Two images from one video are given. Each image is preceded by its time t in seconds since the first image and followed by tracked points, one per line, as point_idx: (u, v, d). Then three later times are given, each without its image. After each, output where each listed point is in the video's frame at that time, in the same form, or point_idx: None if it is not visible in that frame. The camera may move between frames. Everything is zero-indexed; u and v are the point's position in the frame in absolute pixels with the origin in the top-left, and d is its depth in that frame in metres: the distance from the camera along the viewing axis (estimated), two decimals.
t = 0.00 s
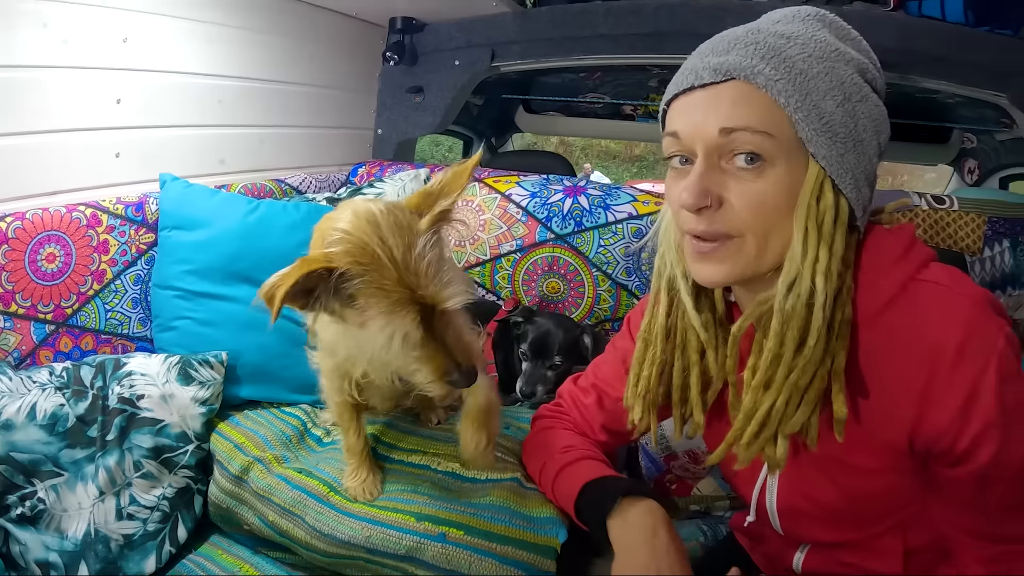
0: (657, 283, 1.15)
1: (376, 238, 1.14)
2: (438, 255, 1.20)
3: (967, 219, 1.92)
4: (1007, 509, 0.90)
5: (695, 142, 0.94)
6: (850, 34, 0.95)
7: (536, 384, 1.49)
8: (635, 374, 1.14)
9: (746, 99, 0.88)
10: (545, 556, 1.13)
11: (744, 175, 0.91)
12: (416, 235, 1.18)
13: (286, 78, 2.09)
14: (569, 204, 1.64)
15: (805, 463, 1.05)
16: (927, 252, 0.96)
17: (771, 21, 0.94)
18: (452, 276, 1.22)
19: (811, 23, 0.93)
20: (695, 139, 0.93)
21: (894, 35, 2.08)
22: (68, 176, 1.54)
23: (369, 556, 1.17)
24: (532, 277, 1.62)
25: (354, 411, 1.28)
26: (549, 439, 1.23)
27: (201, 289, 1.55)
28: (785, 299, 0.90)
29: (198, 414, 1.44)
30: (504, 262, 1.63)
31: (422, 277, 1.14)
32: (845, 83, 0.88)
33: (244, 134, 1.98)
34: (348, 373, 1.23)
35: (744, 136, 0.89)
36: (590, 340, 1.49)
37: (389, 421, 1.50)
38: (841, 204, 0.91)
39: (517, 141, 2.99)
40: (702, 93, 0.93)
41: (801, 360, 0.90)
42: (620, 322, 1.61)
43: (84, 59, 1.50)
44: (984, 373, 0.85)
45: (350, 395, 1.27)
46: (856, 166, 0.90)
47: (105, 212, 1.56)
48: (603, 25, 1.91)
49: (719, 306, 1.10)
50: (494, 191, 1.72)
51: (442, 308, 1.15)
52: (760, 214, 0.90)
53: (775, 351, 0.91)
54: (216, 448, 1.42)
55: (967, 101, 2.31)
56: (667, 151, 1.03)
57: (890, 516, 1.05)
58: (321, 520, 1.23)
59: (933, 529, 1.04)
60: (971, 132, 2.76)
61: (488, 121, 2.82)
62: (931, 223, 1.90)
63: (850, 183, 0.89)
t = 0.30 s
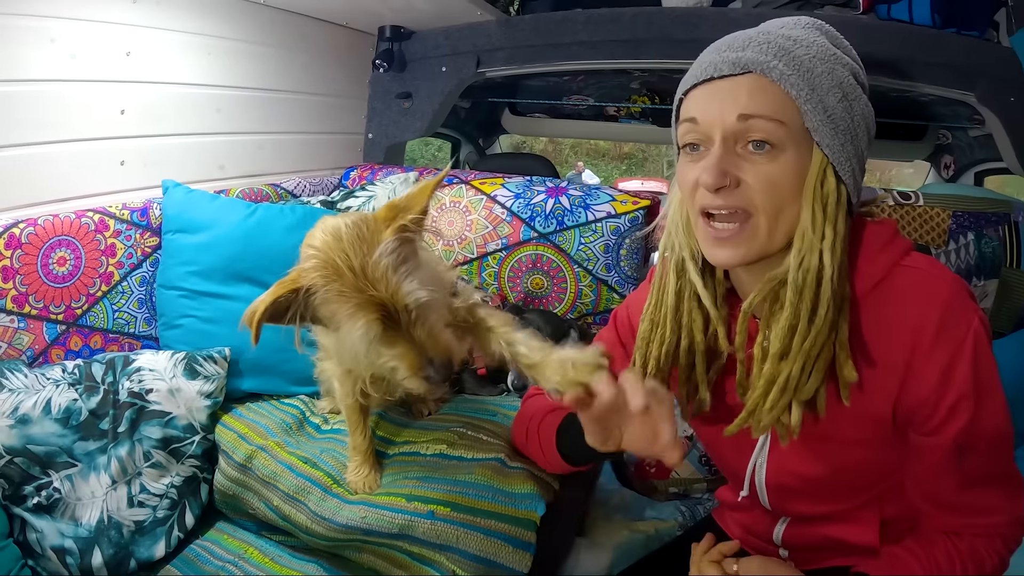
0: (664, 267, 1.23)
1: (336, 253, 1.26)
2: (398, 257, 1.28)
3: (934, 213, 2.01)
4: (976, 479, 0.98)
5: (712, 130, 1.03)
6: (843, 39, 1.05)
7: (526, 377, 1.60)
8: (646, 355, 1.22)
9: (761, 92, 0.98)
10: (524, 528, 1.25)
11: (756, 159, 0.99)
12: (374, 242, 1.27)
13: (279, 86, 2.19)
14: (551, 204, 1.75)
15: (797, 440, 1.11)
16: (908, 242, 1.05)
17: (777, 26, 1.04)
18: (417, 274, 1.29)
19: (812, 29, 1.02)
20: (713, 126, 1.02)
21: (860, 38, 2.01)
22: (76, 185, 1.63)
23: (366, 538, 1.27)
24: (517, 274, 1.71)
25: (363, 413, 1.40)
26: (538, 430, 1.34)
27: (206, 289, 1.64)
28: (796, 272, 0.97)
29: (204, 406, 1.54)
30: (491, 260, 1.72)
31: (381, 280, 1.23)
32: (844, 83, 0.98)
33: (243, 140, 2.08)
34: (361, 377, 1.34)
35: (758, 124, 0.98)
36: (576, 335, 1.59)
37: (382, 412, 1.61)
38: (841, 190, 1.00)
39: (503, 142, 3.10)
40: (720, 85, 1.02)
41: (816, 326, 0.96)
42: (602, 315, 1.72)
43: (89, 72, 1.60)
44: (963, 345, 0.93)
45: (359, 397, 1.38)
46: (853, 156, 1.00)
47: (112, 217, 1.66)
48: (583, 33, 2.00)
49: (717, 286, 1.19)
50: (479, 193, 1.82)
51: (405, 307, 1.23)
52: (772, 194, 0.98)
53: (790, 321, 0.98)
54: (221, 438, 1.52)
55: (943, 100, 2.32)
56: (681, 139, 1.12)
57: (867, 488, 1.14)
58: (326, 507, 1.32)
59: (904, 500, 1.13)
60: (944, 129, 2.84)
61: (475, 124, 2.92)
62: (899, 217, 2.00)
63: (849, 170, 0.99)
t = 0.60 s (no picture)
0: (643, 265, 1.25)
1: (336, 238, 1.38)
2: (393, 238, 1.44)
3: (904, 209, 2.10)
4: (941, 470, 0.99)
5: (696, 123, 1.02)
6: (818, 56, 1.08)
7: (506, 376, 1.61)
8: (629, 351, 1.24)
9: (745, 92, 0.99)
10: (506, 513, 1.33)
11: (740, 153, 0.99)
12: (369, 225, 1.42)
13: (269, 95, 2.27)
14: (532, 205, 1.86)
15: (774, 433, 1.12)
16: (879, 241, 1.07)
17: (758, 35, 1.05)
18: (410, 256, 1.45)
19: (790, 43, 1.04)
20: (699, 122, 1.02)
21: (831, 40, 2.02)
22: (74, 191, 1.70)
23: (356, 526, 1.33)
24: (500, 273, 1.83)
25: (352, 408, 1.46)
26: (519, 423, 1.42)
27: (200, 291, 1.72)
28: (777, 261, 0.98)
29: (201, 404, 1.61)
30: (474, 260, 1.84)
31: (382, 256, 1.38)
32: (820, 91, 1.00)
33: (235, 147, 2.16)
34: (350, 373, 1.43)
35: (741, 119, 0.98)
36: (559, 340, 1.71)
37: (372, 408, 1.67)
38: (817, 188, 1.01)
39: (489, 143, 3.18)
40: (704, 84, 1.02)
41: (796, 312, 0.98)
42: (582, 312, 1.83)
43: (85, 84, 1.66)
44: (929, 341, 0.96)
45: (347, 393, 1.45)
46: (828, 157, 1.01)
47: (110, 224, 1.73)
48: (562, 38, 2.06)
49: (697, 286, 1.19)
50: (463, 195, 1.93)
51: (404, 279, 1.38)
52: (751, 185, 0.98)
53: (772, 308, 0.99)
54: (218, 434, 1.59)
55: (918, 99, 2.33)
56: (665, 138, 1.10)
57: (838, 479, 1.16)
58: (319, 498, 1.39)
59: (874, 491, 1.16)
60: (923, 126, 2.89)
61: (461, 125, 3.00)
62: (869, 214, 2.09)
63: (823, 168, 1.00)
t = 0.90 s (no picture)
0: (620, 270, 1.29)
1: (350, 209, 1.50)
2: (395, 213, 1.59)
3: (884, 211, 2.11)
4: (904, 481, 1.02)
5: (662, 140, 1.07)
6: (790, 58, 1.10)
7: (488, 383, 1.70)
8: (606, 352, 1.27)
9: (708, 108, 1.03)
10: (493, 514, 1.37)
11: (704, 170, 1.04)
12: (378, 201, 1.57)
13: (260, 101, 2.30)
14: (519, 209, 1.95)
15: (741, 433, 1.17)
16: (851, 251, 1.11)
17: (727, 45, 1.08)
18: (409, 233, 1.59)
19: (760, 49, 1.07)
20: (664, 138, 1.07)
21: (814, 44, 2.05)
22: (69, 200, 1.73)
23: (349, 527, 1.37)
24: (488, 276, 1.90)
25: (343, 412, 1.50)
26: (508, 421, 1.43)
27: (192, 297, 1.76)
28: (739, 273, 1.03)
29: (196, 408, 1.64)
30: (463, 264, 1.91)
31: (392, 223, 1.52)
32: (789, 99, 1.03)
33: (226, 154, 2.19)
34: (340, 378, 1.47)
35: (705, 137, 1.03)
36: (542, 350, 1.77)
37: (364, 411, 1.72)
38: (784, 197, 1.05)
39: (478, 144, 3.23)
40: (669, 102, 1.06)
41: (756, 324, 1.02)
42: (568, 313, 1.92)
43: (78, 96, 1.69)
44: (891, 353, 0.99)
45: (337, 398, 1.49)
46: (796, 165, 1.04)
47: (105, 233, 1.76)
48: (548, 43, 2.09)
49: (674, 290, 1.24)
50: (451, 199, 2.01)
51: (411, 253, 1.52)
52: (715, 203, 1.03)
53: (733, 318, 1.04)
54: (213, 437, 1.63)
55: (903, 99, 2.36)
56: (636, 153, 1.16)
57: (810, 481, 1.21)
58: (313, 500, 1.43)
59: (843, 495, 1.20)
60: (908, 125, 2.93)
61: (450, 127, 3.04)
62: (848, 216, 2.12)
63: (790, 177, 1.04)
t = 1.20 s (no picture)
0: (626, 269, 1.26)
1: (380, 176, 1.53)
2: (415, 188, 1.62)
3: (880, 208, 2.09)
4: (904, 484, 1.00)
5: (668, 139, 1.05)
6: (794, 44, 1.07)
7: (478, 389, 1.68)
8: (614, 351, 1.25)
9: (712, 107, 1.00)
10: (483, 516, 1.33)
11: (710, 167, 1.02)
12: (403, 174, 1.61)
13: (249, 100, 2.30)
14: (510, 208, 1.95)
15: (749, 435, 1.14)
16: (859, 250, 1.09)
17: (728, 35, 1.05)
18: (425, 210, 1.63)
19: (762, 37, 1.05)
20: (668, 136, 1.04)
21: (809, 39, 2.02)
22: (55, 201, 1.71)
23: (338, 527, 1.35)
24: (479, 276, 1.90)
25: (334, 408, 1.48)
26: (505, 422, 1.41)
27: (180, 298, 1.74)
28: (750, 273, 1.01)
29: (184, 410, 1.63)
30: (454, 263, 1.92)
31: (420, 195, 1.56)
32: (794, 90, 1.01)
33: (214, 154, 2.18)
34: (334, 371, 1.46)
35: (708, 135, 1.01)
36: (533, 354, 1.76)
37: (353, 410, 1.70)
38: (794, 192, 1.02)
39: (472, 143, 3.22)
40: (670, 101, 1.04)
41: (770, 323, 1.00)
42: (563, 313, 1.91)
43: (64, 96, 1.67)
44: (899, 353, 0.97)
45: (330, 392, 1.47)
46: (804, 158, 1.02)
47: (92, 234, 1.74)
48: (540, 40, 2.08)
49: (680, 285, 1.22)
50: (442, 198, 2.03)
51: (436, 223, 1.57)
52: (723, 200, 1.01)
53: (746, 317, 1.02)
54: (201, 439, 1.62)
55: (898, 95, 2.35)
56: (642, 151, 1.11)
57: (808, 484, 1.19)
58: (300, 500, 1.40)
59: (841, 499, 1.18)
60: (904, 122, 2.90)
61: (443, 126, 3.02)
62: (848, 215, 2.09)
63: (799, 172, 1.01)
